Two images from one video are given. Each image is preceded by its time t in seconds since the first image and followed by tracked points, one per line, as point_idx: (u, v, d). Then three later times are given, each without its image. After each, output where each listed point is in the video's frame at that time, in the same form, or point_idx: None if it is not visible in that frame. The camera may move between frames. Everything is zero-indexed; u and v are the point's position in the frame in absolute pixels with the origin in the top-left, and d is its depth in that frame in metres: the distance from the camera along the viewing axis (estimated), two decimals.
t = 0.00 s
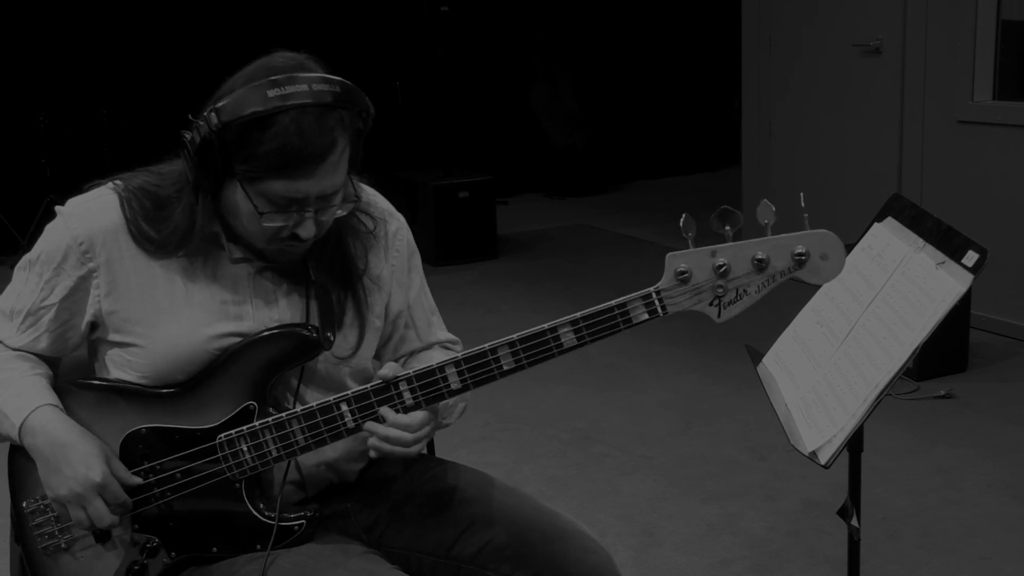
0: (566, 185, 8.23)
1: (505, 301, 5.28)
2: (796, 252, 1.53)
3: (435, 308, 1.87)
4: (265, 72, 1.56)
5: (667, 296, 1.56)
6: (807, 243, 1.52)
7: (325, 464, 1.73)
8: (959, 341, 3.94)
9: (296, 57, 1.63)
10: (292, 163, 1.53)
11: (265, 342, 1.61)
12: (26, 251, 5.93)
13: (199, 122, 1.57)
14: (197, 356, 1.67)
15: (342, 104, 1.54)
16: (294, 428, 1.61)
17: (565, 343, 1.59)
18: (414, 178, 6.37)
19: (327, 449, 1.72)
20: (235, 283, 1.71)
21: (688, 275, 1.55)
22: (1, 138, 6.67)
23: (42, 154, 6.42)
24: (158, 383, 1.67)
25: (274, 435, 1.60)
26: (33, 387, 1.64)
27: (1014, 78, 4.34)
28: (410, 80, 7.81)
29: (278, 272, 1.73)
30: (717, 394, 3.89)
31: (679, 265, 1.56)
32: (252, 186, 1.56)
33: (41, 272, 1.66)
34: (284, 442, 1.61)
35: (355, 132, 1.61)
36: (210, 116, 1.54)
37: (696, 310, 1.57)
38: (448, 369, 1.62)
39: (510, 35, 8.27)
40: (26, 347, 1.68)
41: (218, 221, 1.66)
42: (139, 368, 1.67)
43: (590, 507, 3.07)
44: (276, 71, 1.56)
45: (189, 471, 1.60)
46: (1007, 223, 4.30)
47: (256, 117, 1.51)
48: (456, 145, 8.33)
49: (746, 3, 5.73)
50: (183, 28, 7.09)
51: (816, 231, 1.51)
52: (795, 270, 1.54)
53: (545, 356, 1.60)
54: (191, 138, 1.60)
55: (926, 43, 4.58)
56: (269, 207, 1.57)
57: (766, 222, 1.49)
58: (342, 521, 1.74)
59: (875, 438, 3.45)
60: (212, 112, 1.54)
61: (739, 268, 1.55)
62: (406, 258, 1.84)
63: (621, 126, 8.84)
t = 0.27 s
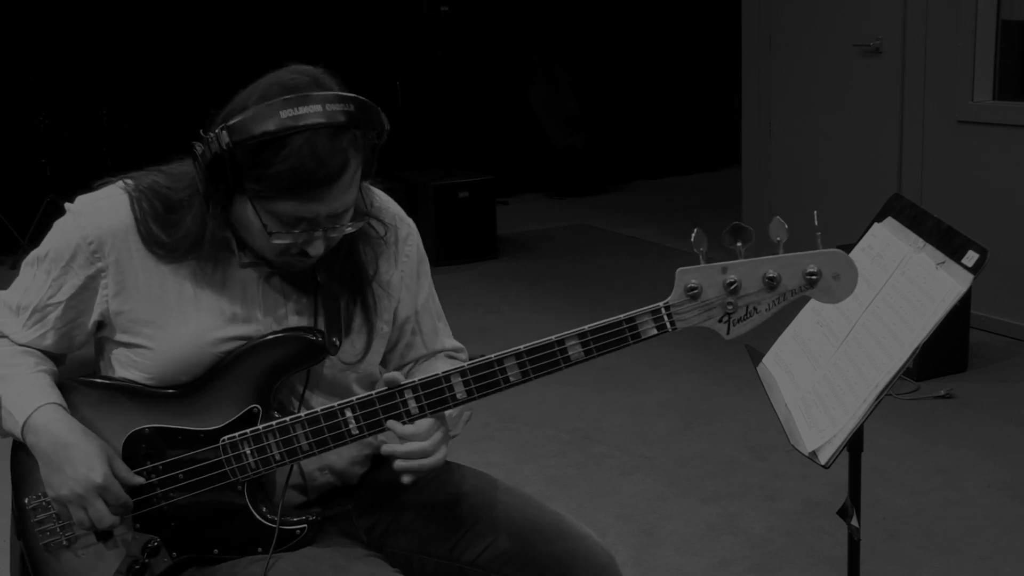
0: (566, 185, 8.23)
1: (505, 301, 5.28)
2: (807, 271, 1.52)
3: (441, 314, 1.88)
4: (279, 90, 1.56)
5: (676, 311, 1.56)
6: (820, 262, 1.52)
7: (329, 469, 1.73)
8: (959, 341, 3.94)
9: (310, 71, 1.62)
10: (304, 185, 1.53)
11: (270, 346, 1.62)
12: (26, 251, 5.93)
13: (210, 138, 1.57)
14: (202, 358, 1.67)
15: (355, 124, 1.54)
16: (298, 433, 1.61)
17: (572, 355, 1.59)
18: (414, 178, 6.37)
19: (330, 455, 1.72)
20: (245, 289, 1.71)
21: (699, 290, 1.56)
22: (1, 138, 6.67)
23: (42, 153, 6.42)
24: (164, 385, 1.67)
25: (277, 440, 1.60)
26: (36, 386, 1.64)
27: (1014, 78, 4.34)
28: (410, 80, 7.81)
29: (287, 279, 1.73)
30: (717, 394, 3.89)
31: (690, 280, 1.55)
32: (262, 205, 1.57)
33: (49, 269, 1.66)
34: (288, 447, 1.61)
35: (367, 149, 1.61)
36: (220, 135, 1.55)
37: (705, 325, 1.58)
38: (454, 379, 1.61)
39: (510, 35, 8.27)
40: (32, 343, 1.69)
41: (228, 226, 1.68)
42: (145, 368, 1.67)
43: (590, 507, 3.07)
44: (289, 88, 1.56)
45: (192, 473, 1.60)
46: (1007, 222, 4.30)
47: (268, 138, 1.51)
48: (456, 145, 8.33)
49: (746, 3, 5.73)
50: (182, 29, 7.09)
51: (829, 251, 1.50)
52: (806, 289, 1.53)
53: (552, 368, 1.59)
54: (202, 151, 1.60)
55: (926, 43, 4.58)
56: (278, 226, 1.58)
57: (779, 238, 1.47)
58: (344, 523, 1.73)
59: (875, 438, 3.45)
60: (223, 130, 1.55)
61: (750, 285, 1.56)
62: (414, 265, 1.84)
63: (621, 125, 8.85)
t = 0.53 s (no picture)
0: (566, 185, 8.23)
1: (504, 301, 5.28)
2: (806, 271, 1.52)
3: (438, 316, 1.88)
4: (269, 94, 1.56)
5: (675, 311, 1.56)
6: (820, 263, 1.51)
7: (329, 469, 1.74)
8: (959, 341, 3.93)
9: (302, 76, 1.62)
10: (289, 191, 1.52)
11: (270, 346, 1.61)
12: (26, 251, 5.93)
13: (199, 139, 1.58)
14: (202, 357, 1.67)
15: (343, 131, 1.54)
16: (298, 433, 1.61)
17: (572, 355, 1.58)
18: (414, 178, 6.37)
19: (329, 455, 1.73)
20: (243, 289, 1.71)
21: (698, 290, 1.55)
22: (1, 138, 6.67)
23: (42, 153, 6.41)
24: (164, 384, 1.68)
25: (277, 439, 1.60)
26: (37, 385, 1.64)
27: (1015, 78, 4.34)
28: (410, 80, 7.81)
29: (280, 279, 1.73)
30: (717, 394, 3.89)
31: (689, 280, 1.55)
32: (249, 209, 1.56)
33: (48, 270, 1.67)
34: (287, 447, 1.61)
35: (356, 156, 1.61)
36: (207, 137, 1.55)
37: (704, 326, 1.57)
38: (453, 378, 1.61)
39: (510, 35, 8.27)
40: (32, 344, 1.69)
41: (222, 225, 1.65)
42: (145, 368, 1.67)
43: (590, 507, 3.07)
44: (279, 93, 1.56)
45: (192, 472, 1.60)
46: (1007, 222, 4.29)
47: (256, 143, 1.52)
48: (456, 145, 8.33)
49: (746, 3, 5.73)
50: (182, 29, 7.09)
51: (830, 251, 1.50)
52: (805, 289, 1.53)
53: (551, 368, 1.59)
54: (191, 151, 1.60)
55: (926, 43, 4.58)
56: (265, 229, 1.58)
57: (779, 239, 1.48)
58: (343, 522, 1.74)
59: (875, 438, 3.45)
60: (210, 133, 1.55)
61: (749, 285, 1.55)
62: (412, 265, 1.84)
63: (621, 125, 8.84)
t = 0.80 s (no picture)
0: (566, 185, 8.23)
1: (504, 301, 5.28)
2: (793, 251, 1.59)
3: (431, 310, 1.87)
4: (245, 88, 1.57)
5: (667, 295, 1.61)
6: (806, 243, 1.59)
7: (326, 465, 1.75)
8: (959, 341, 3.93)
9: (281, 70, 1.63)
10: (264, 183, 1.53)
11: (269, 339, 1.62)
12: (26, 251, 5.92)
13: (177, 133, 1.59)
14: (197, 354, 1.67)
15: (318, 124, 1.53)
16: (295, 426, 1.61)
17: (565, 341, 1.62)
18: (413, 179, 6.37)
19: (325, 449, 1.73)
20: (233, 284, 1.71)
21: (688, 273, 1.61)
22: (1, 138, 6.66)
23: (43, 152, 6.41)
24: (159, 380, 1.67)
25: (275, 433, 1.61)
26: (34, 385, 1.64)
27: (1015, 78, 4.34)
28: (410, 80, 7.81)
29: (264, 272, 1.73)
30: (717, 394, 3.89)
31: (679, 263, 1.61)
32: (227, 202, 1.57)
33: (42, 272, 1.67)
34: (285, 440, 1.62)
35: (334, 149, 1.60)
36: (184, 131, 1.56)
37: (695, 307, 1.63)
38: (448, 368, 1.63)
39: (510, 35, 8.27)
40: (27, 346, 1.68)
41: (206, 219, 1.66)
42: (139, 365, 1.67)
43: (590, 507, 3.07)
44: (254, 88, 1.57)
45: (190, 469, 1.60)
46: (1007, 222, 4.30)
47: (229, 136, 1.52)
48: (456, 145, 8.32)
49: (746, 3, 5.73)
50: (183, 29, 7.09)
51: (816, 231, 1.57)
52: (792, 269, 1.60)
53: (545, 354, 1.62)
54: (172, 145, 1.62)
55: (926, 43, 4.58)
56: (243, 222, 1.58)
57: (765, 222, 1.51)
58: (341, 519, 1.74)
59: (875, 438, 3.45)
60: (186, 126, 1.56)
61: (739, 267, 1.61)
62: (402, 260, 1.84)
63: (621, 125, 8.84)
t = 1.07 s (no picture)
0: (566, 185, 8.23)
1: (504, 301, 5.28)
2: (785, 237, 1.60)
3: (426, 306, 1.87)
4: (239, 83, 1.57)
5: (661, 282, 1.62)
6: (797, 229, 1.60)
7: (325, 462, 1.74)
8: (959, 341, 3.93)
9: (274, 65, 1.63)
10: (259, 177, 1.53)
11: (267, 335, 1.62)
12: (26, 252, 5.93)
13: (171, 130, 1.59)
14: (196, 352, 1.67)
15: (312, 116, 1.54)
16: (294, 420, 1.62)
17: (562, 330, 1.63)
18: (414, 179, 6.36)
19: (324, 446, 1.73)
20: (230, 282, 1.71)
21: (681, 261, 1.61)
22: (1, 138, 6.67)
23: (43, 152, 6.41)
24: (158, 379, 1.67)
25: (274, 428, 1.61)
26: (34, 384, 1.65)
27: (1015, 78, 4.34)
28: (410, 80, 7.82)
29: (260, 268, 1.73)
30: (717, 394, 3.89)
31: (672, 251, 1.61)
32: (223, 196, 1.58)
33: (40, 271, 1.67)
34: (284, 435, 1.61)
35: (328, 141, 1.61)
36: (178, 127, 1.56)
37: (689, 294, 1.64)
38: (446, 359, 1.63)
39: (509, 35, 8.27)
40: (26, 346, 1.68)
41: (201, 216, 1.67)
42: (137, 363, 1.67)
43: (590, 507, 3.07)
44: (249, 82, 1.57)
45: (190, 466, 1.60)
46: (1008, 222, 4.30)
47: (223, 131, 1.53)
48: (456, 145, 8.32)
49: (746, 3, 5.73)
50: (183, 29, 7.09)
51: (807, 217, 1.59)
52: (784, 255, 1.62)
53: (542, 344, 1.63)
54: (167, 142, 1.62)
55: (926, 43, 4.58)
56: (239, 216, 1.58)
57: (756, 210, 1.53)
58: (340, 518, 1.74)
59: (875, 438, 3.45)
60: (180, 122, 1.56)
61: (732, 254, 1.62)
62: (398, 258, 1.84)
63: (621, 125, 8.84)
